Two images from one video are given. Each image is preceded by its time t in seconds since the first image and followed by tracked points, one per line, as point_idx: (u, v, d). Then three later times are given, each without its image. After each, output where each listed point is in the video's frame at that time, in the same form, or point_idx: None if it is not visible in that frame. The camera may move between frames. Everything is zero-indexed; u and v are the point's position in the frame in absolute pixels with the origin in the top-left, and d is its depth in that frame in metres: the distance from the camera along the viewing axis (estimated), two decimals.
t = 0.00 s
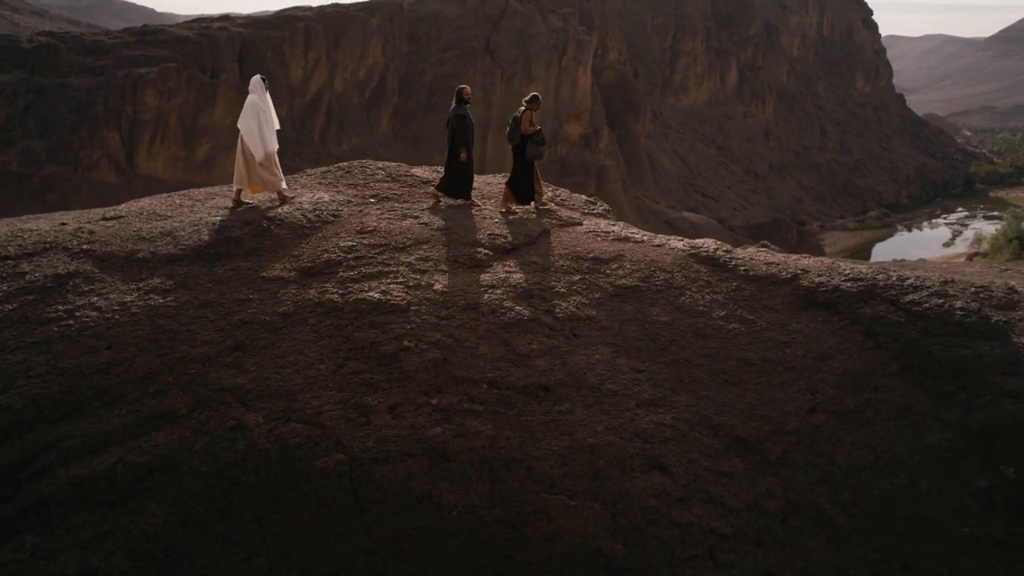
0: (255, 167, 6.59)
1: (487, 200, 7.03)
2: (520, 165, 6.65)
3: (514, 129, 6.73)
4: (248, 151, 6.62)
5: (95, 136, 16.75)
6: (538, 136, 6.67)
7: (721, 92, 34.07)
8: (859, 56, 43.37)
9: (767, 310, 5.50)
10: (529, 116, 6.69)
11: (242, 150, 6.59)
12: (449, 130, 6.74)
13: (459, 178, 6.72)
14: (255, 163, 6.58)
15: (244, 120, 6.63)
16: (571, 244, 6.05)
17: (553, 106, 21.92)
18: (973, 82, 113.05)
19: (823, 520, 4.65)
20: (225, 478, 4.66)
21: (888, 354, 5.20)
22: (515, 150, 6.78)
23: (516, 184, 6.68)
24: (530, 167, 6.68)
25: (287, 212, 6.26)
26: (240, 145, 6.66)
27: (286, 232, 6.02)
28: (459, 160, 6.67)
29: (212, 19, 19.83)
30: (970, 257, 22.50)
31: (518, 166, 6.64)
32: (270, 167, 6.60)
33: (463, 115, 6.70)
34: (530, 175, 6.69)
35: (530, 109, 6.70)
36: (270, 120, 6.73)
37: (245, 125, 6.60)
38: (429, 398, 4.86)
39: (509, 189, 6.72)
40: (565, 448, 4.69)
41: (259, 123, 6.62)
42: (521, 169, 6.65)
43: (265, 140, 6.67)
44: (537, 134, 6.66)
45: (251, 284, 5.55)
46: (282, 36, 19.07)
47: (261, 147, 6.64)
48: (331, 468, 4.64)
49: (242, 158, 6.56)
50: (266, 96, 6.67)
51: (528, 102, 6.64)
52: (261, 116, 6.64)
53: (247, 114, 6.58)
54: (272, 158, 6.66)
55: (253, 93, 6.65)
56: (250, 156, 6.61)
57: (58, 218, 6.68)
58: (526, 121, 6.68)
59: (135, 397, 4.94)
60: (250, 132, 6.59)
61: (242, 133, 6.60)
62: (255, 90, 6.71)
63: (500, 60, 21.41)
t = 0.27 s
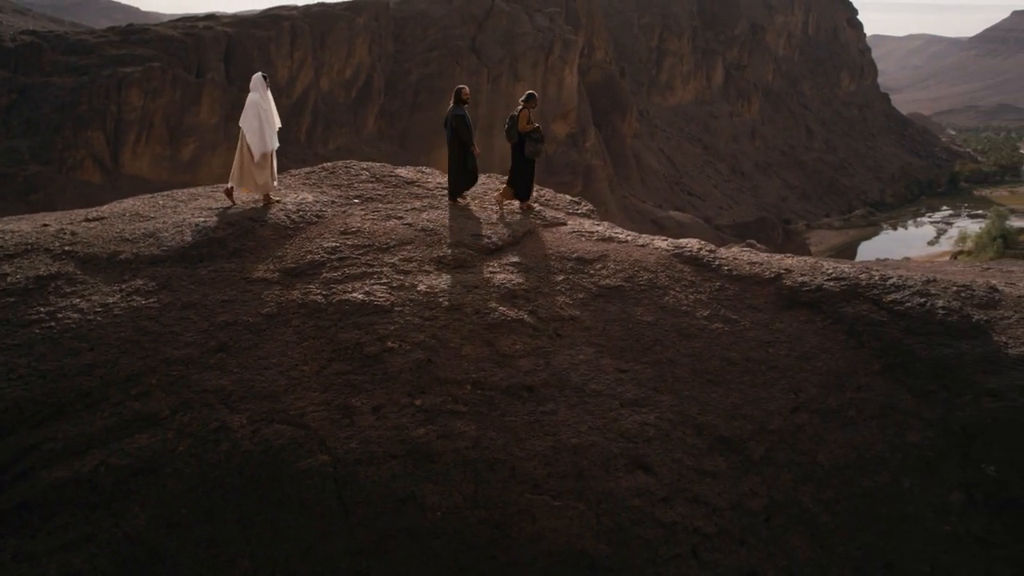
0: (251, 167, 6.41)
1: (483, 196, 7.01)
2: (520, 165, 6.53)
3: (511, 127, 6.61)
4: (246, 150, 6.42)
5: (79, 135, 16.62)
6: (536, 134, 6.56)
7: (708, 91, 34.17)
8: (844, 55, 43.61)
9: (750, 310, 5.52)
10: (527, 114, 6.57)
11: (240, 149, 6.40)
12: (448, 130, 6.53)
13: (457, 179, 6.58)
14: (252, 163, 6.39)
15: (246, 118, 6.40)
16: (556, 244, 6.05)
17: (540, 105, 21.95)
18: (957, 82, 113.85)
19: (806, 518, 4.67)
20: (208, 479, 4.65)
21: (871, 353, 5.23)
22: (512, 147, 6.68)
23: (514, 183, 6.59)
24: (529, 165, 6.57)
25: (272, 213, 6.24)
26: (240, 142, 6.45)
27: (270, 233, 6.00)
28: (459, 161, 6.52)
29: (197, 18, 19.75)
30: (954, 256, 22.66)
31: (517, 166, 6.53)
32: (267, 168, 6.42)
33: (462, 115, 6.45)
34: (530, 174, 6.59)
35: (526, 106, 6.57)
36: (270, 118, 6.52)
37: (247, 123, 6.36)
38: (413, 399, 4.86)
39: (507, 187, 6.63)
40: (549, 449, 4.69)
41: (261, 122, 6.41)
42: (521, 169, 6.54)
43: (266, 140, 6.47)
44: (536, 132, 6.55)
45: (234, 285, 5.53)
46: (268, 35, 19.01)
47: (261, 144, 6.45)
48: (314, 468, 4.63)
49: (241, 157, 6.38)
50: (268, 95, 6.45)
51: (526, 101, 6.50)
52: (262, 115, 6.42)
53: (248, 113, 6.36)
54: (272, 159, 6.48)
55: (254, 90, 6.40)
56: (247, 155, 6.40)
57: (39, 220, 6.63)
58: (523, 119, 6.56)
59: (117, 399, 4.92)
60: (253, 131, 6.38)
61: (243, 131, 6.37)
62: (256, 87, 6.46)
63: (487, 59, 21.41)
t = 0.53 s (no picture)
0: (247, 165, 6.38)
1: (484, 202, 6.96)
2: (518, 165, 6.65)
3: (508, 130, 6.67)
4: (244, 148, 6.37)
5: (68, 137, 16.51)
6: (533, 135, 6.61)
7: (697, 92, 34.27)
8: (832, 56, 43.81)
9: (737, 311, 5.53)
10: (522, 117, 6.65)
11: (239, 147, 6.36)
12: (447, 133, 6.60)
13: (457, 181, 6.61)
14: (248, 162, 6.37)
15: (244, 115, 6.38)
16: (543, 246, 6.06)
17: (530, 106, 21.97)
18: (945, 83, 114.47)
19: (793, 519, 4.68)
20: (196, 483, 4.64)
21: (857, 353, 5.25)
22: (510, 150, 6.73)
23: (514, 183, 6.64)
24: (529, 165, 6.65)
25: (259, 216, 6.22)
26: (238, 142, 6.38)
27: (256, 236, 5.99)
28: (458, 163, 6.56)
29: (185, 20, 19.72)
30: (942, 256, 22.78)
31: (515, 166, 6.63)
32: (261, 168, 6.41)
33: (460, 117, 6.56)
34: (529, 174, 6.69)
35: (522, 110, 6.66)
36: (267, 119, 6.51)
37: (246, 119, 6.33)
38: (400, 401, 4.85)
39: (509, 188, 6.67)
40: (537, 451, 4.69)
41: (261, 121, 6.40)
42: (520, 169, 6.64)
43: (265, 137, 6.43)
44: (532, 132, 6.60)
45: (221, 288, 5.52)
46: (257, 36, 18.99)
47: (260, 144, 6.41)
48: (301, 471, 4.62)
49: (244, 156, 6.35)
50: (265, 95, 6.47)
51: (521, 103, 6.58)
52: (261, 114, 6.42)
53: (247, 111, 6.34)
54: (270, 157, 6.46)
55: (252, 91, 6.42)
56: (245, 153, 6.37)
57: (24, 223, 6.59)
58: (519, 121, 6.63)
59: (104, 403, 4.90)
60: (253, 127, 6.33)
61: (243, 129, 6.32)
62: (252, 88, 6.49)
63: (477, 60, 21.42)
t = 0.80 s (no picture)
0: (245, 167, 6.44)
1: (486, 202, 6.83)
2: (517, 172, 6.43)
3: (507, 135, 6.35)
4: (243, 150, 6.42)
5: (56, 139, 16.40)
6: (531, 143, 6.30)
7: (687, 93, 34.37)
8: (821, 57, 43.99)
9: (725, 312, 5.55)
10: (522, 123, 6.30)
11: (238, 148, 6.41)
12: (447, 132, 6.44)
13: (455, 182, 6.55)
14: (246, 164, 6.42)
15: (244, 117, 6.40)
16: (531, 248, 6.06)
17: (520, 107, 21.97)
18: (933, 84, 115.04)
19: (780, 520, 4.69)
20: (182, 487, 4.62)
21: (844, 355, 5.27)
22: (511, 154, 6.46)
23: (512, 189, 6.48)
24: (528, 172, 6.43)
25: (246, 218, 6.20)
26: (239, 144, 6.42)
27: (244, 238, 5.97)
28: (456, 163, 6.47)
29: (173, 21, 19.67)
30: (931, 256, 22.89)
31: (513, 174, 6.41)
32: (257, 170, 6.47)
33: (459, 118, 6.35)
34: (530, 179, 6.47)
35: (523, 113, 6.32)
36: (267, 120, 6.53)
37: (246, 121, 6.36)
38: (388, 404, 4.84)
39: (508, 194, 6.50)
40: (525, 453, 4.69)
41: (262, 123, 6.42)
42: (518, 176, 6.43)
43: (265, 139, 6.43)
44: (531, 140, 6.28)
45: (208, 290, 5.50)
46: (246, 38, 18.96)
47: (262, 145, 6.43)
48: (289, 474, 4.61)
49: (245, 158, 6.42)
50: (265, 97, 6.49)
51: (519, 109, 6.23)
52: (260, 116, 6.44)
53: (248, 113, 6.36)
54: (270, 159, 6.47)
55: (250, 92, 6.42)
56: (244, 155, 6.42)
57: (11, 225, 6.56)
58: (518, 127, 6.29)
59: (90, 405, 4.88)
60: (253, 130, 6.36)
61: (244, 132, 6.36)
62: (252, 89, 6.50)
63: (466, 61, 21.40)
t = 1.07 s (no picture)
0: (246, 173, 6.36)
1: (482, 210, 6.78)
2: (519, 180, 6.38)
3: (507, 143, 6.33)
4: (246, 154, 6.32)
5: (44, 142, 16.36)
6: (533, 151, 6.27)
7: (676, 94, 34.45)
8: (810, 59, 44.16)
9: (712, 315, 5.56)
10: (523, 130, 6.29)
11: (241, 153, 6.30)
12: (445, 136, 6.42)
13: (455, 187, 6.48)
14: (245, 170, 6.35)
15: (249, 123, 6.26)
16: (519, 251, 6.06)
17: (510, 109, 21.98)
18: (921, 86, 115.53)
19: (768, 522, 4.69)
20: (168, 492, 4.60)
21: (830, 357, 5.29)
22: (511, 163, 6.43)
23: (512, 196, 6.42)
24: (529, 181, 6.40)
25: (233, 222, 6.17)
26: (242, 149, 6.32)
27: (231, 242, 5.95)
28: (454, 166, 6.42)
29: (162, 23, 19.63)
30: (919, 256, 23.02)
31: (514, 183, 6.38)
32: (258, 176, 6.39)
33: (458, 120, 6.34)
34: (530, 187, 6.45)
35: (524, 122, 6.32)
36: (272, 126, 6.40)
37: (252, 128, 6.22)
38: (375, 408, 4.84)
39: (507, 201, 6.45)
40: (512, 456, 4.69)
41: (266, 130, 6.29)
42: (519, 183, 6.39)
43: (269, 147, 6.33)
44: (533, 148, 6.25)
45: (194, 295, 5.48)
46: (234, 40, 18.93)
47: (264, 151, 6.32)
48: (276, 479, 4.59)
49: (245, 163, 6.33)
50: (271, 103, 6.34)
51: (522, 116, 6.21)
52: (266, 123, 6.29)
53: (253, 119, 6.22)
54: (272, 166, 6.35)
55: (256, 98, 6.27)
56: (246, 160, 6.33)
57: None
58: (519, 136, 6.28)
59: (76, 411, 4.86)
60: (258, 137, 6.24)
61: (247, 138, 6.24)
62: (258, 93, 6.34)
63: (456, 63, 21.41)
